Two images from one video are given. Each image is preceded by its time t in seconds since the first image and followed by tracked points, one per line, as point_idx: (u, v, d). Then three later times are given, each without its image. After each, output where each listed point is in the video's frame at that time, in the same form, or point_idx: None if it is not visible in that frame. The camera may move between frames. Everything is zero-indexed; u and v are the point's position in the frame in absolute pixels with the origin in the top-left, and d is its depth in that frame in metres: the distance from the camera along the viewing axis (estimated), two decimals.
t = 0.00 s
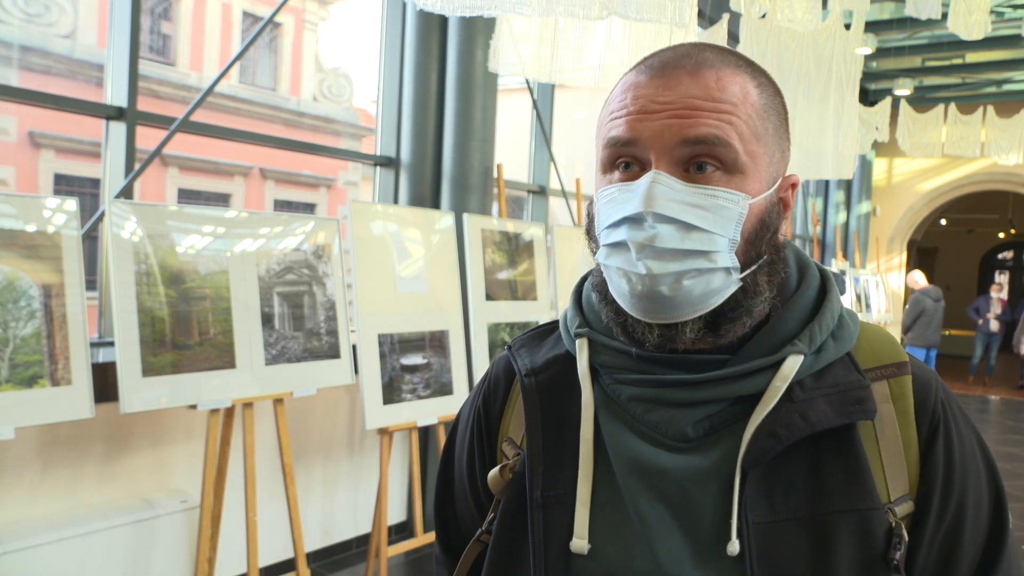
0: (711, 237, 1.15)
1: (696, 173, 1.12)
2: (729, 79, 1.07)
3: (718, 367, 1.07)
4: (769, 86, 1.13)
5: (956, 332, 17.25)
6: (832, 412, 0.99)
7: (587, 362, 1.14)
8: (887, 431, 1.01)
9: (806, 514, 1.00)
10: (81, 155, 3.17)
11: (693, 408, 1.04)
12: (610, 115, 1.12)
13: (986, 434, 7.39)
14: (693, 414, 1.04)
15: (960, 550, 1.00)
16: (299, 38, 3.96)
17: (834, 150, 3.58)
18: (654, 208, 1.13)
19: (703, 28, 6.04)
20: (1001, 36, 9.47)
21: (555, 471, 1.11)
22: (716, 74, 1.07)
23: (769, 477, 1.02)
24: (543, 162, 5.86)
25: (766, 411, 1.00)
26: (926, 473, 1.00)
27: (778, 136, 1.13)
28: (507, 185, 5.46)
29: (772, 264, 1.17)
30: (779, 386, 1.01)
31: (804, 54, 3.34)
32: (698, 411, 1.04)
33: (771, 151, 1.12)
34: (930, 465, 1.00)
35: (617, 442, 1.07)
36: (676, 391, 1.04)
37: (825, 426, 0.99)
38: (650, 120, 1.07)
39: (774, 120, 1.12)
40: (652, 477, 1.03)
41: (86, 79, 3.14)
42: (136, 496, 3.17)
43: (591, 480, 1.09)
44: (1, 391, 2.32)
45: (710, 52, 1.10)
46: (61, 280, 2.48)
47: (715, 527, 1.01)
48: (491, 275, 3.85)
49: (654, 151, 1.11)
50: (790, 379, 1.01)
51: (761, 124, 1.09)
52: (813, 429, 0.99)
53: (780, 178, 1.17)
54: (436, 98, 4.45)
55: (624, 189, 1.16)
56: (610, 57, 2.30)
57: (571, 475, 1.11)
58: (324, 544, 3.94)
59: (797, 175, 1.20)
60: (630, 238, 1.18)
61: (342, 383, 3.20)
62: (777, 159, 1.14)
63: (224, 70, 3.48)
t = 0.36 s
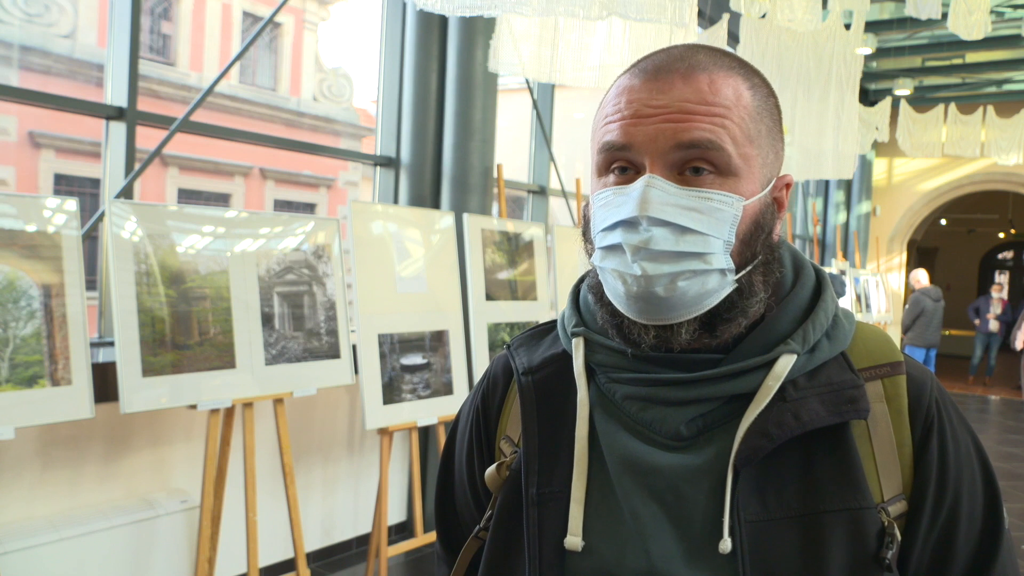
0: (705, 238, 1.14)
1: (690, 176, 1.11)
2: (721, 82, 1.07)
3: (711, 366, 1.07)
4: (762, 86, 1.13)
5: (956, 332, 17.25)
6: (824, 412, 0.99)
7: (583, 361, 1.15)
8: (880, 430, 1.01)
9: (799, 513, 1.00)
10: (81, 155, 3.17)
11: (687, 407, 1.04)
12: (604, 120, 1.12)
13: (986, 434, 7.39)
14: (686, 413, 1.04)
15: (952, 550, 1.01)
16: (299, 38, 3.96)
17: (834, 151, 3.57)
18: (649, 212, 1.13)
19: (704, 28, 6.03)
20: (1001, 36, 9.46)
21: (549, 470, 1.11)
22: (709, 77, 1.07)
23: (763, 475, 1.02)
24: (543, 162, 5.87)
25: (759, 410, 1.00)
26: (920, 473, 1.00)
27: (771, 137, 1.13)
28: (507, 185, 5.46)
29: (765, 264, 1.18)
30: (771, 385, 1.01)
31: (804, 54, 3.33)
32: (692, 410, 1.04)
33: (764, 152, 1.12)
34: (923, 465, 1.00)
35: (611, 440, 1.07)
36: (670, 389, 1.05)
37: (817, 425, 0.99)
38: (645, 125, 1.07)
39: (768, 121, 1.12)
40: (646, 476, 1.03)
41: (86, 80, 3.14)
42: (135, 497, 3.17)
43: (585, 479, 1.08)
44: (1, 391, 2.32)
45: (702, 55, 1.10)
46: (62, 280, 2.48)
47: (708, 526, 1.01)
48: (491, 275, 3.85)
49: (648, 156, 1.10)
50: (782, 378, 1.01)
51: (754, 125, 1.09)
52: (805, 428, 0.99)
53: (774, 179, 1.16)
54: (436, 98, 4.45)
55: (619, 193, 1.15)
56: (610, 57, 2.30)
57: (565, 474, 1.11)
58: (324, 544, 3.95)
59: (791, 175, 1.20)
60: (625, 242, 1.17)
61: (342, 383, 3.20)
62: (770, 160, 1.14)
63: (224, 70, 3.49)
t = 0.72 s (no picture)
0: (689, 232, 1.14)
1: (669, 172, 1.11)
2: (693, 79, 1.06)
3: (714, 367, 1.07)
4: (740, 78, 1.11)
5: (955, 332, 17.26)
6: (827, 413, 1.00)
7: (584, 361, 1.15)
8: (883, 432, 1.01)
9: (801, 514, 1.00)
10: (81, 155, 3.17)
11: (689, 408, 1.04)
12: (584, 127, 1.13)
13: (986, 434, 7.39)
14: (689, 415, 1.04)
15: (952, 552, 1.01)
16: (299, 38, 3.96)
17: (834, 151, 3.57)
18: (630, 212, 1.15)
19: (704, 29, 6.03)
20: (1001, 36, 9.46)
21: (551, 471, 1.11)
22: (680, 75, 1.06)
23: (765, 477, 1.02)
24: (543, 161, 5.87)
25: (761, 412, 1.00)
26: (921, 475, 1.00)
27: (751, 127, 1.10)
28: (507, 185, 5.46)
29: (759, 255, 1.16)
30: (773, 387, 1.01)
31: (804, 54, 3.33)
32: (694, 411, 1.04)
33: (745, 143, 1.10)
34: (925, 467, 1.00)
35: (613, 442, 1.07)
36: (673, 391, 1.05)
37: (820, 427, 0.99)
38: (619, 129, 1.07)
39: (747, 111, 1.10)
40: (647, 477, 1.03)
41: (86, 79, 3.14)
42: (135, 497, 3.17)
43: (587, 481, 1.09)
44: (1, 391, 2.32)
45: (675, 53, 1.10)
46: (62, 280, 2.48)
47: (710, 527, 1.01)
48: (491, 275, 3.85)
49: (627, 158, 1.10)
50: (785, 380, 1.01)
51: (731, 118, 1.08)
52: (807, 430, 0.99)
53: (761, 167, 1.14)
54: (436, 97, 4.45)
55: (602, 197, 1.17)
56: (610, 57, 2.30)
57: (568, 475, 1.11)
58: (324, 544, 3.95)
59: (781, 164, 1.18)
60: (610, 243, 1.20)
61: (342, 383, 3.20)
62: (755, 149, 1.12)
63: (224, 69, 3.48)
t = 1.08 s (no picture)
0: (660, 233, 1.15)
1: (642, 174, 1.10)
2: (664, 80, 1.06)
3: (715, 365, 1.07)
4: (718, 78, 1.09)
5: (956, 332, 17.25)
6: (829, 410, 0.99)
7: (586, 360, 1.15)
8: (886, 430, 1.01)
9: (804, 512, 1.00)
10: (81, 155, 3.17)
11: (692, 406, 1.04)
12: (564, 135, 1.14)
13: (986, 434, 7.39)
14: (691, 412, 1.04)
15: (955, 550, 1.01)
16: (299, 38, 3.96)
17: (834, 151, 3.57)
18: (601, 214, 1.17)
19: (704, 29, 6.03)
20: (1001, 36, 9.46)
21: (554, 469, 1.11)
22: (652, 77, 1.06)
23: (767, 474, 1.02)
24: (543, 162, 5.86)
25: (764, 408, 1.01)
26: (924, 472, 1.00)
27: (727, 125, 1.09)
28: (507, 185, 5.46)
29: (742, 253, 1.13)
30: (775, 384, 1.02)
31: (804, 54, 3.33)
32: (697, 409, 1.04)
33: (721, 142, 1.08)
34: (928, 464, 1.00)
35: (616, 440, 1.07)
36: (675, 389, 1.05)
37: (822, 424, 0.99)
38: (592, 132, 1.08)
39: (723, 109, 1.08)
40: (650, 475, 1.03)
41: (86, 79, 3.14)
42: (136, 497, 3.17)
43: (590, 479, 1.09)
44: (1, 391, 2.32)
45: (650, 56, 1.09)
46: (62, 280, 2.48)
47: (713, 526, 1.01)
48: (491, 275, 3.85)
49: (600, 161, 1.10)
50: (787, 377, 1.02)
51: (703, 117, 1.06)
52: (810, 427, 0.99)
53: (740, 164, 1.11)
54: (435, 97, 4.45)
55: (576, 204, 1.21)
56: (610, 57, 2.30)
57: (571, 473, 1.11)
58: (324, 544, 3.94)
59: (766, 159, 1.14)
60: (586, 246, 1.23)
61: (342, 383, 3.20)
62: (733, 146, 1.10)
63: (224, 69, 3.48)
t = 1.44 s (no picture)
0: (698, 229, 1.13)
1: (683, 168, 1.11)
2: (714, 76, 1.07)
3: (711, 364, 1.07)
4: (757, 81, 1.12)
5: (956, 333, 17.25)
6: (825, 408, 1.00)
7: (583, 360, 1.14)
8: (882, 427, 1.01)
9: (802, 510, 1.00)
10: (81, 155, 3.17)
11: (689, 405, 1.04)
12: (599, 115, 1.12)
13: (986, 434, 7.39)
14: (688, 411, 1.04)
15: (952, 548, 1.01)
16: (299, 38, 3.96)
17: (834, 151, 3.58)
18: (641, 203, 1.13)
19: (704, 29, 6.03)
20: (1001, 36, 9.46)
21: (551, 469, 1.11)
22: (701, 70, 1.07)
23: (765, 473, 1.02)
24: (543, 162, 5.87)
25: (760, 407, 1.00)
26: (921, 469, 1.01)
27: (766, 131, 1.12)
28: (507, 185, 5.46)
29: (763, 259, 1.16)
30: (772, 382, 1.01)
31: (804, 54, 3.33)
32: (693, 408, 1.04)
33: (759, 145, 1.11)
34: (924, 462, 1.01)
35: (613, 439, 1.07)
36: (672, 388, 1.04)
37: (819, 422, 0.99)
38: (638, 118, 1.07)
39: (763, 114, 1.11)
40: (648, 474, 1.03)
41: (86, 79, 3.14)
42: (135, 497, 3.17)
43: (587, 479, 1.08)
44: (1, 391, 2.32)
45: (696, 49, 1.10)
46: (61, 280, 2.48)
47: (711, 525, 1.01)
48: (491, 275, 3.86)
49: (641, 148, 1.10)
50: (783, 375, 1.01)
51: (748, 118, 1.08)
52: (806, 425, 0.99)
53: (769, 172, 1.14)
54: (436, 97, 4.45)
55: (612, 185, 1.16)
56: (610, 57, 2.30)
57: (567, 473, 1.10)
58: (323, 544, 3.94)
59: (787, 170, 1.17)
60: (618, 233, 1.18)
61: (341, 382, 3.20)
62: (766, 154, 1.13)
63: (224, 70, 3.48)
